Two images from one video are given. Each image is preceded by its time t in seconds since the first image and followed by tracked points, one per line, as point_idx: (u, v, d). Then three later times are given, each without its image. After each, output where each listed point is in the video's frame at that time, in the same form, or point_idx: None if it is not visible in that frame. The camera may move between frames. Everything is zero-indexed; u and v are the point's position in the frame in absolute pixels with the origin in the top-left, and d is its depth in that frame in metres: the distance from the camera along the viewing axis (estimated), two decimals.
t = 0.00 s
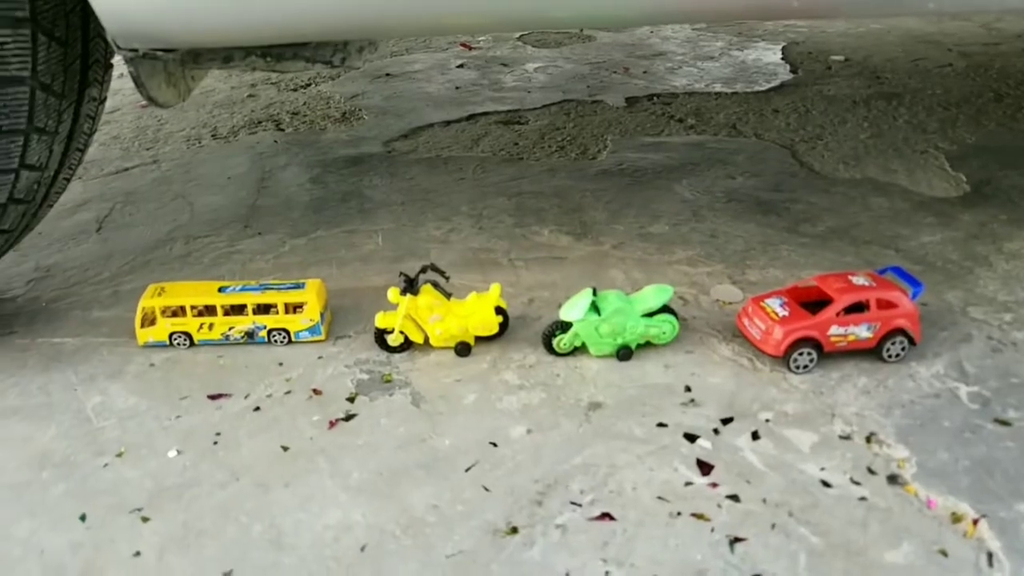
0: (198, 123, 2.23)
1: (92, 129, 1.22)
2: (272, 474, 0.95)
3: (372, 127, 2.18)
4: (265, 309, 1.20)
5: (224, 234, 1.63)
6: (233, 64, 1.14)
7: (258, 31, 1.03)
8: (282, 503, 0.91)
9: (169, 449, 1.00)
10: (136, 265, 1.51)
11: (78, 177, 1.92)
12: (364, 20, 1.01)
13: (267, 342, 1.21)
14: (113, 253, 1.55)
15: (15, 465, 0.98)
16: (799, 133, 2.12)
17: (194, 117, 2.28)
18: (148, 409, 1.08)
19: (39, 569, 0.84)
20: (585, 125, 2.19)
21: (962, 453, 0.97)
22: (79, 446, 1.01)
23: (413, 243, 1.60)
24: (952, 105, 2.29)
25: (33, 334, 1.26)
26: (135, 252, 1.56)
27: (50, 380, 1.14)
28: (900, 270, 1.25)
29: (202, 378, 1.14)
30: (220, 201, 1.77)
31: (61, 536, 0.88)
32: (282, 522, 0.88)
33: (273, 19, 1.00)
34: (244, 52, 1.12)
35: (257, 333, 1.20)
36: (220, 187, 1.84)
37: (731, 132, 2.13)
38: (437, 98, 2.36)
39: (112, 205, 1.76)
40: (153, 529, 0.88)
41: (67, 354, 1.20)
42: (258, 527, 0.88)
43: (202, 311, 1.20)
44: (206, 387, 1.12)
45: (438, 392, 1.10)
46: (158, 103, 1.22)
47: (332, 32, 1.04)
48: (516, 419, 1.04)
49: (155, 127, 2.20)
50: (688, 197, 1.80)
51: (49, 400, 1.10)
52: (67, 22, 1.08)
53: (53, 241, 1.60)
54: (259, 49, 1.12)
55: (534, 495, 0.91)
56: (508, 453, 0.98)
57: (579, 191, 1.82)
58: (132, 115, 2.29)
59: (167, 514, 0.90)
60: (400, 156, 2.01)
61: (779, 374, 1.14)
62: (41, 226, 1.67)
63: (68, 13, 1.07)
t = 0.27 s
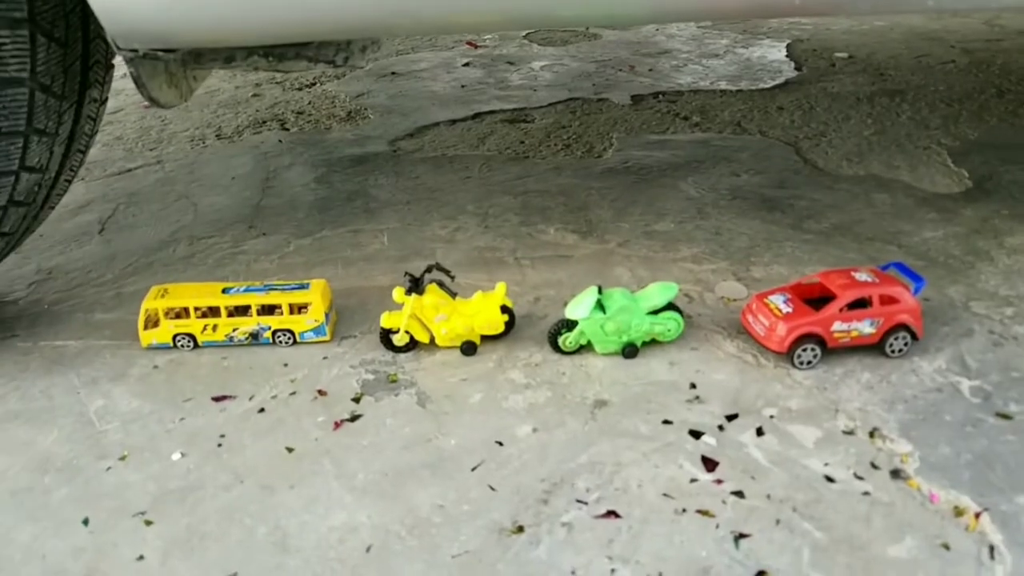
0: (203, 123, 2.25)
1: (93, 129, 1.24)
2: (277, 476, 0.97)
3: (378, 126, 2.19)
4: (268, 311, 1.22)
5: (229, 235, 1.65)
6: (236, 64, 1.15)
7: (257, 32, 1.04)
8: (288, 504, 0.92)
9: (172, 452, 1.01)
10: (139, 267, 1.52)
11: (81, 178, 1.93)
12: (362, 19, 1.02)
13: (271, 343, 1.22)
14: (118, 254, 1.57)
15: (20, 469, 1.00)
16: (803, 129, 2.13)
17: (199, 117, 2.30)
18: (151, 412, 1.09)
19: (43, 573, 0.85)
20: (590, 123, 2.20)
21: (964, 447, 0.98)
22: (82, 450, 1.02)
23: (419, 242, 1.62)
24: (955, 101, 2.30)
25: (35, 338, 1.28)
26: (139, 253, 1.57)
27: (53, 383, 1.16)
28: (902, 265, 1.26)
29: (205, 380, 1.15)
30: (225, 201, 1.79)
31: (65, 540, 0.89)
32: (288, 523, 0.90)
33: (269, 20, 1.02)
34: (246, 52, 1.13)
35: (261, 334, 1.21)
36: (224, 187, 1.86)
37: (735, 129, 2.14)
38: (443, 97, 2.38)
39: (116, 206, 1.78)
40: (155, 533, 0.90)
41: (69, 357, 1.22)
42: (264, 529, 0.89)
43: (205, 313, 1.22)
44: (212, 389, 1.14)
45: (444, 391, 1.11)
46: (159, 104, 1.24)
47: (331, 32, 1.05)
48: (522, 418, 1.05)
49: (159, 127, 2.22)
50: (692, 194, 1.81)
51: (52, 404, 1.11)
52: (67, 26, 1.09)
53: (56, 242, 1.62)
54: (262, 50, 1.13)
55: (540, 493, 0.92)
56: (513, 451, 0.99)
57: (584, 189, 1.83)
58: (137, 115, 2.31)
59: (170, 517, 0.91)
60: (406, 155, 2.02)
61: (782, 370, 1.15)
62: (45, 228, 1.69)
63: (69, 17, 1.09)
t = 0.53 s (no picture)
0: (193, 121, 2.25)
1: (93, 140, 1.24)
2: (267, 475, 0.97)
3: (370, 124, 2.20)
4: (259, 309, 1.22)
5: (219, 233, 1.65)
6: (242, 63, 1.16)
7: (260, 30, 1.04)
8: (277, 504, 0.93)
9: (161, 451, 1.02)
10: (129, 266, 1.52)
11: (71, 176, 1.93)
12: (364, 18, 1.02)
13: (262, 342, 1.22)
14: (107, 253, 1.57)
15: (8, 468, 1.00)
16: (794, 129, 2.13)
17: (190, 115, 2.30)
18: (140, 411, 1.09)
19: (31, 572, 0.86)
20: (582, 122, 2.20)
21: (951, 445, 0.99)
22: (70, 449, 1.02)
23: (410, 241, 1.62)
24: (946, 101, 2.31)
25: (24, 336, 1.28)
26: (128, 252, 1.57)
27: (41, 383, 1.16)
28: (892, 265, 1.26)
29: (194, 379, 1.16)
30: (215, 199, 1.79)
31: (53, 539, 0.89)
32: (278, 522, 0.90)
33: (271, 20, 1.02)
34: (253, 51, 1.14)
35: (251, 333, 1.21)
36: (214, 186, 1.86)
37: (726, 129, 2.15)
38: (435, 95, 2.38)
39: (105, 204, 1.78)
40: (144, 532, 0.90)
41: (57, 356, 1.22)
42: (252, 528, 0.89)
43: (196, 311, 1.22)
44: (201, 388, 1.14)
45: (435, 390, 1.12)
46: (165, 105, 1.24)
47: (340, 32, 1.05)
48: (512, 416, 1.06)
49: (150, 125, 2.22)
50: (684, 193, 1.82)
51: (41, 403, 1.12)
52: (75, 44, 1.09)
53: (45, 240, 1.62)
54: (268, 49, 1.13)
55: (530, 492, 0.93)
56: (503, 450, 1.00)
57: (576, 188, 1.84)
58: (127, 113, 2.31)
59: (159, 517, 0.92)
60: (397, 154, 2.02)
61: (772, 369, 1.16)
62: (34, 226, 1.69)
63: (76, 34, 1.09)
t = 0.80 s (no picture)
0: (169, 117, 2.22)
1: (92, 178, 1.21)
2: (243, 479, 0.95)
3: (350, 120, 2.18)
4: (234, 309, 1.20)
5: (195, 232, 1.63)
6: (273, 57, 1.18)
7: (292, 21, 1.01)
8: (253, 508, 0.91)
9: (135, 455, 1.00)
10: (101, 266, 1.50)
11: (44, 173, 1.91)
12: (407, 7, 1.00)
13: (238, 342, 1.21)
14: (79, 252, 1.55)
15: None
16: (778, 125, 2.13)
17: (166, 111, 2.27)
18: (113, 414, 1.07)
19: None
20: (565, 118, 2.19)
21: (936, 441, 0.98)
22: (41, 454, 1.01)
23: (391, 239, 1.60)
24: (929, 96, 2.31)
25: None
26: (100, 251, 1.55)
27: (11, 385, 1.14)
28: (876, 261, 1.26)
29: (170, 381, 1.14)
30: (191, 197, 1.77)
31: (23, 547, 0.88)
32: (255, 527, 0.88)
33: (293, 13, 0.99)
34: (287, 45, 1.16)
35: (226, 333, 1.20)
36: (190, 183, 1.83)
37: (710, 124, 2.14)
38: (417, 91, 2.36)
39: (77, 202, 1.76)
40: (117, 538, 0.88)
41: (27, 358, 1.20)
42: (228, 533, 0.88)
43: (169, 312, 1.20)
44: (177, 390, 1.12)
45: (416, 390, 1.10)
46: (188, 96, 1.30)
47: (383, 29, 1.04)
48: (494, 417, 1.04)
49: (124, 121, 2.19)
50: (667, 189, 1.81)
51: (11, 407, 1.09)
52: (98, 96, 1.08)
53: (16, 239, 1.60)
54: (304, 39, 1.14)
55: (512, 493, 0.92)
56: (485, 451, 0.98)
57: (559, 185, 1.83)
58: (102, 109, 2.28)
59: (134, 523, 0.90)
60: (378, 150, 2.01)
61: (756, 366, 1.15)
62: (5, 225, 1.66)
63: (99, 87, 1.07)
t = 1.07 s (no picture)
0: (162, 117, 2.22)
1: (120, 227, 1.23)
2: (234, 479, 0.95)
3: (342, 121, 2.18)
4: (227, 310, 1.20)
5: (187, 232, 1.63)
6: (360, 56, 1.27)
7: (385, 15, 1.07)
8: (244, 509, 0.91)
9: (127, 455, 1.00)
10: (93, 266, 1.50)
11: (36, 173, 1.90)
12: None
13: (230, 343, 1.21)
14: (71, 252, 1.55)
15: None
16: (769, 127, 2.13)
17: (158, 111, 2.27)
18: (105, 414, 1.07)
19: None
20: (556, 119, 2.19)
21: (923, 443, 0.99)
22: (33, 454, 1.00)
23: (382, 240, 1.60)
24: (919, 98, 2.32)
25: None
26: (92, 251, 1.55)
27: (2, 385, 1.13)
28: (865, 263, 1.26)
29: (161, 381, 1.14)
30: (183, 198, 1.77)
31: (15, 547, 0.87)
32: (245, 527, 0.88)
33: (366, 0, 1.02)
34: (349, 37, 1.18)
35: (218, 334, 1.20)
36: (182, 183, 1.83)
37: (701, 126, 2.14)
38: (409, 92, 2.36)
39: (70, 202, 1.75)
40: (109, 538, 0.88)
41: (19, 357, 1.19)
42: (219, 534, 0.88)
43: (161, 312, 1.20)
44: (167, 390, 1.12)
45: (406, 391, 1.10)
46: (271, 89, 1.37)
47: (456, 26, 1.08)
48: (485, 418, 1.04)
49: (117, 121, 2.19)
50: (658, 191, 1.81)
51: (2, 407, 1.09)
52: (159, 179, 1.10)
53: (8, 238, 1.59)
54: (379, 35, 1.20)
55: (502, 494, 0.92)
56: (476, 452, 0.98)
57: (550, 186, 1.83)
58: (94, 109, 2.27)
59: (125, 522, 0.90)
60: (369, 151, 2.01)
61: (746, 368, 1.15)
62: None
63: (161, 172, 1.09)
